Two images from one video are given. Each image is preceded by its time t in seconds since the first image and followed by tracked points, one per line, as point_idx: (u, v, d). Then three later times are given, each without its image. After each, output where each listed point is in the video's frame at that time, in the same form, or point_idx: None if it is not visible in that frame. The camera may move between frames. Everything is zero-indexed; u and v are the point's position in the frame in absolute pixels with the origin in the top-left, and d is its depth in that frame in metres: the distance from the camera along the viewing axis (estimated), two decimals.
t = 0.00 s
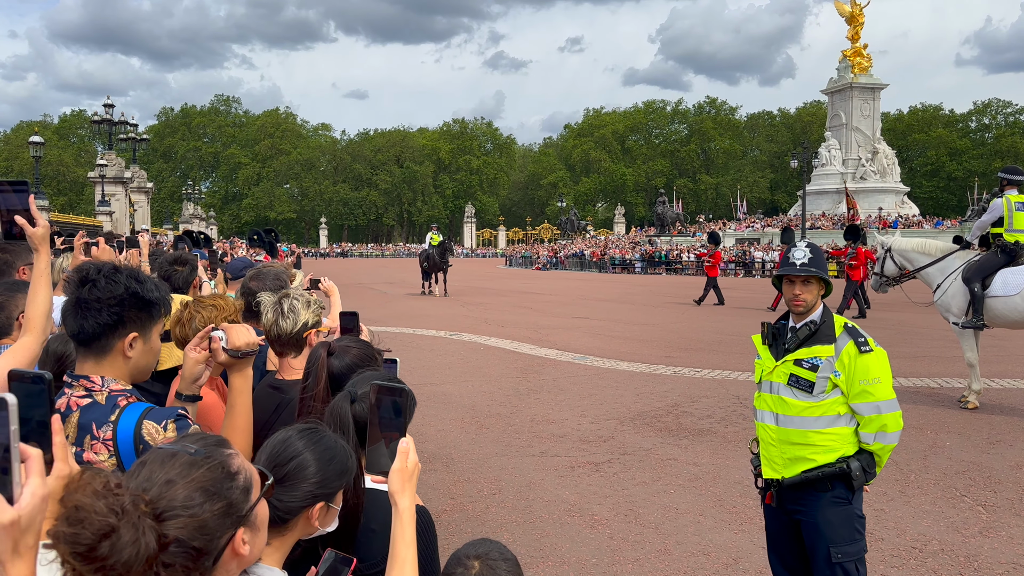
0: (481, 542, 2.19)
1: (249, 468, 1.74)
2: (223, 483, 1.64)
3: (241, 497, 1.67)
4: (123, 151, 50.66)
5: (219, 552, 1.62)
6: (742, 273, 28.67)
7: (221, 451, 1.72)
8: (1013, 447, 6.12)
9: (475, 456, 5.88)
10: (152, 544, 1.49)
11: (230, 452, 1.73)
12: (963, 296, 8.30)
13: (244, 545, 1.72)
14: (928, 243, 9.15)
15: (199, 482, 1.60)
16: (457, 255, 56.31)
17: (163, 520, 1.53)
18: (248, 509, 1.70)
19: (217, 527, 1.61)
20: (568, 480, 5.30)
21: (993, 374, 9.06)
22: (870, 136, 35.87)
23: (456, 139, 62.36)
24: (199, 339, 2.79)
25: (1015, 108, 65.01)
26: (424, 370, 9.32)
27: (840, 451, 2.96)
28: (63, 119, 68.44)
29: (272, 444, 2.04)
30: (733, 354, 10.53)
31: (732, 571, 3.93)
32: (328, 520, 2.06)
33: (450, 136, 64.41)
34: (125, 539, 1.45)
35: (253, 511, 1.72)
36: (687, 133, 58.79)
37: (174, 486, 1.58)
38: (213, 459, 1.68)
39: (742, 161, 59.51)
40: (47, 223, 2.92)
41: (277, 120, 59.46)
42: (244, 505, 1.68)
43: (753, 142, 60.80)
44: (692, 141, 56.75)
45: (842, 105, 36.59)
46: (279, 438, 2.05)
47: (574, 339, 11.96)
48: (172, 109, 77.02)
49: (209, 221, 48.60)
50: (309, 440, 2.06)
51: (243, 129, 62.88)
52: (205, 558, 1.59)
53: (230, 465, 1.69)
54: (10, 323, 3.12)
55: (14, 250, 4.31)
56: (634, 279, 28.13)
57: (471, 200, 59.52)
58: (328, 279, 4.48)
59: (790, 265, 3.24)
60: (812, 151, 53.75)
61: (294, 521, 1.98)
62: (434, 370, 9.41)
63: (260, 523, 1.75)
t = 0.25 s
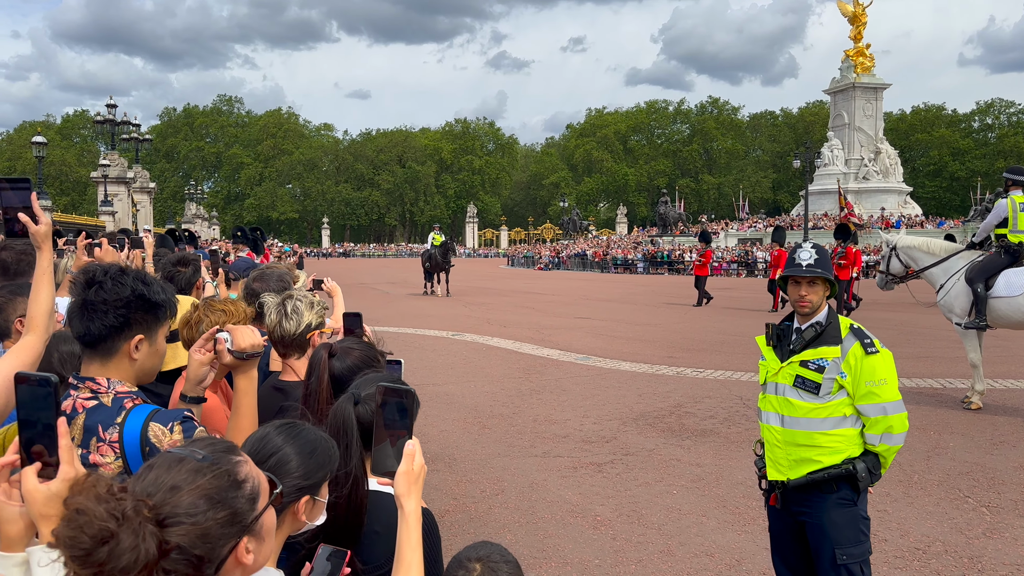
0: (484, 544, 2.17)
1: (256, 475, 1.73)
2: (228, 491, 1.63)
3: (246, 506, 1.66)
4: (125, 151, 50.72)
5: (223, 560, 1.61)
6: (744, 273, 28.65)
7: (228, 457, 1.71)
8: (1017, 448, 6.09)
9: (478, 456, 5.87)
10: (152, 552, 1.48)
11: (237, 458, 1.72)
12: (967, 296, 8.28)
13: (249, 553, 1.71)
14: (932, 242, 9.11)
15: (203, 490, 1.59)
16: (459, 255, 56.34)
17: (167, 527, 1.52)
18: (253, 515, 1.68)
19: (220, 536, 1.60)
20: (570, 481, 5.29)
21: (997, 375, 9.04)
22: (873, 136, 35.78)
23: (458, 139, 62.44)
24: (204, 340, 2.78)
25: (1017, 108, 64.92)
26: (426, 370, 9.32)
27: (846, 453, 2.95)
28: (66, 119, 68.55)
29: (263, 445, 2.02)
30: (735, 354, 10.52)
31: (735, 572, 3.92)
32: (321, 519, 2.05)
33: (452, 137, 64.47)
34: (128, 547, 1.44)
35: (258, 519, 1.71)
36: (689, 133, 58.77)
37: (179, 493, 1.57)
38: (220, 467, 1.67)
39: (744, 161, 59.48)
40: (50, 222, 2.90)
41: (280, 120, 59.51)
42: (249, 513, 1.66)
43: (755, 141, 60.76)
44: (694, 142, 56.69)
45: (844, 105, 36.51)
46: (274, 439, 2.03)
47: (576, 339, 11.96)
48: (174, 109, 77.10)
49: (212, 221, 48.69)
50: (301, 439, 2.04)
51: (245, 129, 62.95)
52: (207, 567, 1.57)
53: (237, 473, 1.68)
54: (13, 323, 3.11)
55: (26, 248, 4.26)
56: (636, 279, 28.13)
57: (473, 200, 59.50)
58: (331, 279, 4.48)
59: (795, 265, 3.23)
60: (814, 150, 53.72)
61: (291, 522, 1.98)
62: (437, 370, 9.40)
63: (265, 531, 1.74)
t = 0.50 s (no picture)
0: (492, 550, 2.16)
1: (266, 483, 1.73)
2: (238, 500, 1.63)
3: (255, 515, 1.66)
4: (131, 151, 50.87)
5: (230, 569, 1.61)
6: (750, 273, 28.59)
7: (237, 464, 1.71)
8: None
9: (483, 456, 5.87)
10: (160, 562, 1.47)
11: (247, 466, 1.71)
12: (974, 297, 8.24)
13: (258, 562, 1.70)
14: (939, 242, 9.06)
15: (213, 499, 1.59)
16: (464, 254, 56.37)
17: (176, 536, 1.52)
18: (263, 524, 1.69)
19: (229, 545, 1.60)
20: (576, 482, 5.28)
21: (1004, 376, 9.00)
22: (879, 136, 35.63)
23: (463, 139, 62.51)
24: (211, 343, 2.79)
25: None
26: (431, 371, 9.34)
27: (854, 455, 2.94)
28: (73, 119, 68.86)
29: (265, 449, 2.02)
30: (741, 355, 10.50)
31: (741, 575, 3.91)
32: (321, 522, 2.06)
33: (456, 136, 64.51)
34: (137, 560, 1.44)
35: (268, 528, 1.71)
36: (694, 133, 58.74)
37: (189, 502, 1.57)
38: (229, 476, 1.66)
39: (749, 161, 59.37)
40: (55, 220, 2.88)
41: (285, 121, 59.64)
42: (258, 522, 1.66)
43: (760, 141, 60.62)
44: (699, 142, 56.59)
45: (850, 105, 36.39)
46: (279, 444, 2.03)
47: (582, 339, 11.96)
48: (180, 109, 77.34)
49: (218, 221, 48.85)
50: (302, 444, 2.04)
51: (251, 129, 63.12)
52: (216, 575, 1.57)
53: (246, 481, 1.68)
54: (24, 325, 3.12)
55: (37, 249, 4.28)
56: (641, 279, 28.11)
57: (477, 200, 59.48)
58: (338, 280, 4.47)
59: (803, 267, 3.22)
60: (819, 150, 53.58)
61: (298, 527, 1.98)
62: (442, 370, 9.41)
63: (276, 539, 1.75)
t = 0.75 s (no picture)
0: (501, 552, 2.16)
1: (276, 485, 1.73)
2: (249, 503, 1.63)
3: (265, 518, 1.67)
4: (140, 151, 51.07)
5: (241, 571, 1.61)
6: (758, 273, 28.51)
7: (248, 467, 1.71)
8: None
9: (490, 457, 5.87)
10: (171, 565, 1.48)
11: (257, 469, 1.72)
12: (984, 298, 8.19)
13: (268, 564, 1.70)
14: (949, 242, 9.01)
15: (223, 501, 1.59)
16: (471, 254, 56.35)
17: (187, 540, 1.53)
18: (273, 528, 1.69)
19: (238, 549, 1.59)
20: (584, 483, 5.27)
21: (1014, 377, 8.94)
22: (888, 136, 35.43)
23: (470, 139, 62.54)
24: (221, 345, 2.79)
25: None
26: (439, 371, 9.35)
27: (862, 458, 2.93)
28: (82, 120, 69.27)
29: (273, 454, 2.02)
30: (749, 355, 10.47)
31: None
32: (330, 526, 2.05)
33: (463, 136, 64.53)
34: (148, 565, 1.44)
35: (278, 531, 1.71)
36: (702, 132, 58.56)
37: (201, 504, 1.57)
38: (240, 479, 1.67)
39: (757, 161, 59.19)
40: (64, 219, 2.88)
41: (292, 121, 59.77)
42: (269, 525, 1.66)
43: (768, 141, 60.41)
44: (707, 141, 56.43)
45: (859, 104, 36.19)
46: (287, 447, 2.04)
47: (589, 340, 11.95)
48: (189, 110, 77.62)
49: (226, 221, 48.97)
50: (310, 449, 2.04)
51: (259, 129, 63.34)
52: None
53: (256, 484, 1.68)
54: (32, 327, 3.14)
55: (46, 250, 4.31)
56: (649, 280, 28.08)
57: (485, 200, 59.49)
58: (346, 281, 4.48)
59: (812, 269, 3.21)
60: (828, 149, 53.35)
61: (307, 531, 1.99)
62: (450, 370, 9.42)
63: (285, 542, 1.76)
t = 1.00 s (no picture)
0: (507, 553, 2.17)
1: (285, 485, 1.74)
2: (258, 502, 1.64)
3: (276, 518, 1.67)
4: (150, 152, 51.39)
5: (251, 567, 1.62)
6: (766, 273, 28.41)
7: (257, 467, 1.72)
8: None
9: (498, 457, 5.88)
10: (181, 561, 1.48)
11: (267, 468, 1.73)
12: (994, 298, 8.14)
13: (276, 564, 1.71)
14: (960, 242, 8.97)
15: (233, 499, 1.60)
16: (479, 254, 56.33)
17: (197, 535, 1.53)
18: (283, 526, 1.70)
19: (248, 546, 1.60)
20: (591, 484, 5.26)
21: None
22: (897, 135, 35.24)
23: (478, 139, 62.56)
24: (231, 345, 2.81)
25: None
26: (446, 371, 9.35)
27: (870, 458, 2.91)
28: (92, 120, 69.65)
29: (279, 455, 2.03)
30: (758, 356, 10.44)
31: None
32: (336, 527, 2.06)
33: (471, 136, 64.54)
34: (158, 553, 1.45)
35: (287, 531, 1.72)
36: (710, 132, 58.38)
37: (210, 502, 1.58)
38: (251, 477, 1.68)
39: (766, 160, 58.95)
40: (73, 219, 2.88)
41: (301, 121, 59.91)
42: (278, 523, 1.66)
43: (777, 141, 60.20)
44: (716, 141, 56.29)
45: (868, 104, 36.00)
46: (292, 448, 2.05)
47: (597, 340, 11.94)
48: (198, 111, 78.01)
49: (235, 221, 49.10)
50: (317, 449, 2.05)
51: (268, 130, 63.52)
52: None
53: (266, 483, 1.69)
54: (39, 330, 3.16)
55: (54, 251, 4.34)
56: (657, 280, 28.03)
57: (493, 200, 59.55)
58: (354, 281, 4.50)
59: (820, 270, 3.20)
60: (837, 148, 53.07)
61: (314, 530, 1.99)
62: (458, 370, 9.43)
63: (294, 542, 1.76)
